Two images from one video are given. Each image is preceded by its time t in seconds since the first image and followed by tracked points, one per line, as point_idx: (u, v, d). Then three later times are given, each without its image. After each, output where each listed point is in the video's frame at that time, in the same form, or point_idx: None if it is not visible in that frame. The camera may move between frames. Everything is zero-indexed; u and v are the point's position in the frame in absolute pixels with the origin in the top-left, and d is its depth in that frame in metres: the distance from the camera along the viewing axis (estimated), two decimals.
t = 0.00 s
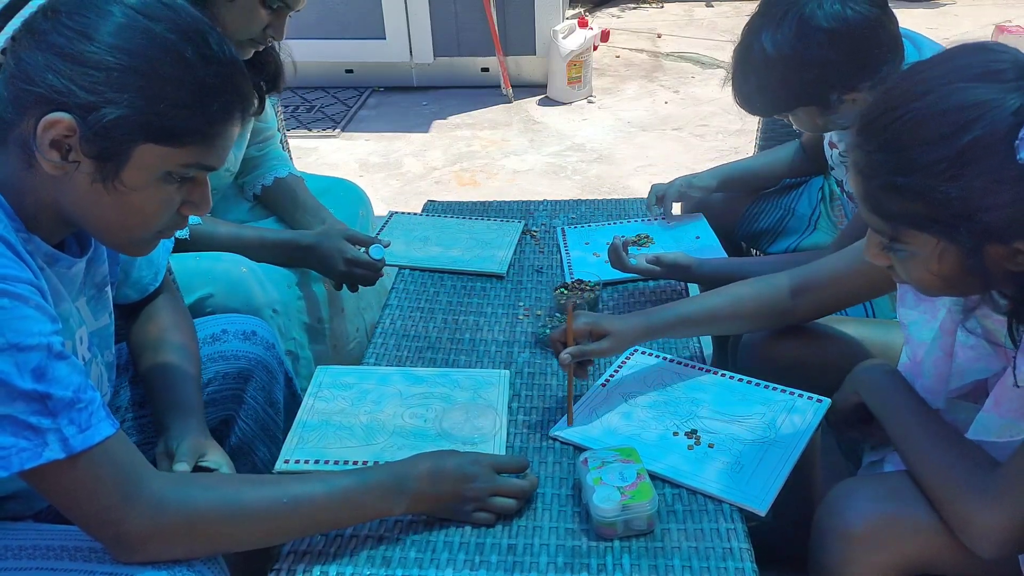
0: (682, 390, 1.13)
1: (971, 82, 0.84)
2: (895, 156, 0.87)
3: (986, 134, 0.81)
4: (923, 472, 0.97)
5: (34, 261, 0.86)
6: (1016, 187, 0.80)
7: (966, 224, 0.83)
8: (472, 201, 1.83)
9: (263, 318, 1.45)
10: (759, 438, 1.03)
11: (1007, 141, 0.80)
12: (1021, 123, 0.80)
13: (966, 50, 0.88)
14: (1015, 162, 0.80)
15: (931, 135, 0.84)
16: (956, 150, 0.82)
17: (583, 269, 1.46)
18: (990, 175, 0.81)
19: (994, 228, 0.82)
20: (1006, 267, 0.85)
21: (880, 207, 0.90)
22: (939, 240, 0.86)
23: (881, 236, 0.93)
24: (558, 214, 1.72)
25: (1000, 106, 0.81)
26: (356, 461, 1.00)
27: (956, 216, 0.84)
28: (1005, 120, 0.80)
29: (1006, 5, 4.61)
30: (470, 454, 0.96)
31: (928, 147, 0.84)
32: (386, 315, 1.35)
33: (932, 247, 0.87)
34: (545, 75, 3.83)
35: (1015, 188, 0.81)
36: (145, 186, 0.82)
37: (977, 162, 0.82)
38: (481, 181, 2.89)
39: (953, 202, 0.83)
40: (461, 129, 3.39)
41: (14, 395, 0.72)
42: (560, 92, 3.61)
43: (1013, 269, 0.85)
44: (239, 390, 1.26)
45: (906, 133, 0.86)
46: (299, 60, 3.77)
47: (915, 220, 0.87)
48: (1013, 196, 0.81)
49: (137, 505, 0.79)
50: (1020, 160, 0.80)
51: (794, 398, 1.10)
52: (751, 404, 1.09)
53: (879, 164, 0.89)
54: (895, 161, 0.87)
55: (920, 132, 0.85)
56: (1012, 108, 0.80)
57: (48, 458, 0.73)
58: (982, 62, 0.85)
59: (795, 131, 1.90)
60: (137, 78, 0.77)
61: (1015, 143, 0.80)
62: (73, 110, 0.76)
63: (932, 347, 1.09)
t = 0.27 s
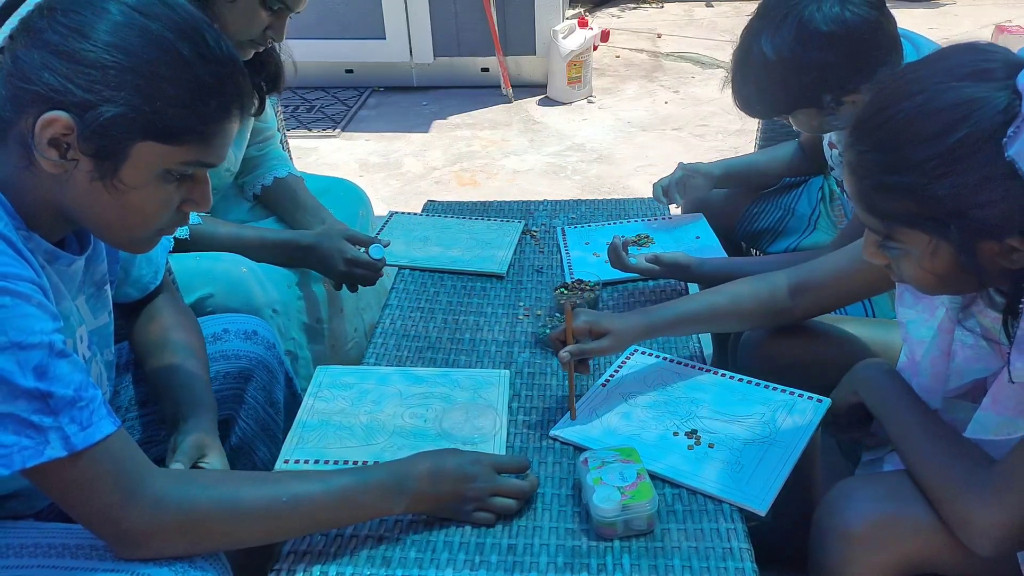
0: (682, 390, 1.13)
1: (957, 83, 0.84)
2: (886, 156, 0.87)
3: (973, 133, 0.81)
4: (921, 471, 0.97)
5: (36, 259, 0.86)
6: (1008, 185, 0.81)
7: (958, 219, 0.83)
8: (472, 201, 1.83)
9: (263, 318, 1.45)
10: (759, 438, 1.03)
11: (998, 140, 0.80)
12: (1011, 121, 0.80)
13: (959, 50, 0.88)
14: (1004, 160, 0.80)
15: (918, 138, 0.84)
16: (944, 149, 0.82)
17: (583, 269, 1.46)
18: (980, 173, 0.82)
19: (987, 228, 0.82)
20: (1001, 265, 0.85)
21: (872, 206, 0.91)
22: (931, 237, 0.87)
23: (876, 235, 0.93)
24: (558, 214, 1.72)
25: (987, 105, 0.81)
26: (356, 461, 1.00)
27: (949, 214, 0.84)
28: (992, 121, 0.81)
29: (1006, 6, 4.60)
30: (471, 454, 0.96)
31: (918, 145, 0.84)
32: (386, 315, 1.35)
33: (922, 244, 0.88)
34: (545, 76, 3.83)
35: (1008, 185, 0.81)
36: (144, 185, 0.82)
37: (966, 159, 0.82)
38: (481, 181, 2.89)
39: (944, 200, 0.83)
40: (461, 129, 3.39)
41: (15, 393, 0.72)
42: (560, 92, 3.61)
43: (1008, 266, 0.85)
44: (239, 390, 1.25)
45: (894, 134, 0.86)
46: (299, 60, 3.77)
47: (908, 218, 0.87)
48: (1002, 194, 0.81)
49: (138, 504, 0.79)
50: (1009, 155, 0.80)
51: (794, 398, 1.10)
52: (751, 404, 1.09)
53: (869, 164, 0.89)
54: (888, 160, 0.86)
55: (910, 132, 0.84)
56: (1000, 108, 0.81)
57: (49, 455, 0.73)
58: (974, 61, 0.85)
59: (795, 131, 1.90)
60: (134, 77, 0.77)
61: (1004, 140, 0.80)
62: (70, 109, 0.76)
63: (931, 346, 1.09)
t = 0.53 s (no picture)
0: (682, 390, 1.13)
1: (952, 79, 0.84)
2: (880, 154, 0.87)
3: (967, 128, 0.81)
4: (921, 470, 0.97)
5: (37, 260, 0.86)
6: (999, 179, 0.80)
7: (952, 214, 0.83)
8: (472, 201, 1.83)
9: (263, 318, 1.45)
10: (759, 438, 1.03)
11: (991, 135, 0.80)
12: (1002, 116, 0.80)
13: (954, 47, 0.88)
14: (995, 155, 0.80)
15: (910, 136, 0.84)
16: (938, 145, 0.83)
17: (582, 269, 1.46)
18: (973, 166, 0.81)
19: (982, 219, 0.82)
20: (999, 258, 0.85)
21: (869, 204, 0.90)
22: (928, 232, 0.86)
23: (874, 231, 0.93)
24: (558, 214, 1.72)
25: (981, 99, 0.81)
26: (356, 461, 1.00)
27: (943, 207, 0.83)
28: (987, 115, 0.80)
29: (1006, 6, 4.60)
30: (471, 454, 0.96)
31: (912, 141, 0.84)
32: (387, 314, 1.35)
33: (920, 239, 0.88)
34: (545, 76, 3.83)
35: (1000, 180, 0.80)
36: (140, 192, 0.82)
37: (960, 154, 0.82)
38: (481, 181, 2.89)
39: (938, 193, 0.83)
40: (461, 129, 3.39)
41: (18, 392, 0.72)
42: (560, 92, 3.61)
43: (1006, 260, 0.85)
44: (239, 390, 1.26)
45: (891, 127, 0.86)
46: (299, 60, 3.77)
47: (905, 213, 0.87)
48: (995, 187, 0.81)
49: (138, 504, 0.79)
50: (1000, 151, 0.79)
51: (794, 398, 1.10)
52: (750, 404, 1.09)
53: (864, 162, 0.89)
54: (885, 158, 0.86)
55: (905, 127, 0.85)
56: (994, 102, 0.81)
57: (50, 454, 0.73)
58: (965, 57, 0.86)
59: (795, 131, 1.90)
60: (128, 87, 0.77)
61: (998, 133, 0.80)
62: (65, 119, 0.76)
63: (933, 342, 1.09)
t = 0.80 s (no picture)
0: (681, 390, 1.13)
1: (950, 73, 0.84)
2: (878, 148, 0.87)
3: (963, 122, 0.82)
4: (921, 468, 0.97)
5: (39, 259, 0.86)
6: (998, 172, 0.81)
7: (949, 207, 0.83)
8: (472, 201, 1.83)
9: (263, 318, 1.45)
10: (759, 437, 1.03)
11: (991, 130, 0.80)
12: (1001, 108, 0.80)
13: (953, 44, 0.88)
14: (992, 147, 0.81)
15: (913, 128, 0.84)
16: (936, 138, 0.82)
17: (582, 269, 1.46)
18: (969, 159, 0.82)
19: (980, 212, 0.82)
20: (1000, 253, 0.86)
21: (868, 198, 0.90)
22: (926, 226, 0.86)
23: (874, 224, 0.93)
24: (557, 214, 1.72)
25: (980, 93, 0.82)
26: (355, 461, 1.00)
27: (937, 202, 0.84)
28: (986, 108, 0.81)
29: (1005, 6, 4.61)
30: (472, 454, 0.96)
31: (912, 135, 0.84)
32: (387, 314, 1.35)
33: (918, 231, 0.87)
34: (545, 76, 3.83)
35: (999, 172, 0.81)
36: (142, 195, 0.82)
37: (955, 147, 0.82)
38: (481, 181, 2.89)
39: (932, 187, 0.83)
40: (461, 129, 3.39)
41: (24, 387, 0.72)
42: (560, 92, 3.61)
43: (1005, 253, 0.85)
44: (238, 391, 1.25)
45: (889, 124, 0.86)
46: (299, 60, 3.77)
47: (902, 208, 0.87)
48: (996, 185, 0.81)
49: (141, 501, 0.79)
50: (998, 143, 0.80)
51: (794, 397, 1.10)
52: (749, 404, 1.09)
53: (863, 158, 0.89)
54: (882, 152, 0.86)
55: (903, 124, 0.85)
56: (991, 96, 0.81)
57: (57, 450, 0.73)
58: (964, 54, 0.86)
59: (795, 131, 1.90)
60: (127, 91, 0.77)
61: (993, 127, 0.81)
62: (63, 120, 0.76)
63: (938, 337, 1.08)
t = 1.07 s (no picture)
0: (681, 390, 1.13)
1: (953, 68, 0.84)
2: (882, 146, 0.87)
3: (964, 117, 0.82)
4: (920, 468, 0.97)
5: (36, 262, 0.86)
6: (1001, 165, 0.81)
7: (954, 200, 0.83)
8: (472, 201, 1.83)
9: (263, 318, 1.45)
10: (758, 438, 1.03)
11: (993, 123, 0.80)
12: (1004, 103, 0.80)
13: (959, 38, 0.88)
14: (996, 140, 0.80)
15: (918, 121, 0.84)
16: (938, 132, 0.83)
17: (582, 269, 1.46)
18: (972, 153, 0.82)
19: (982, 205, 0.82)
20: (1003, 247, 0.85)
21: (871, 191, 0.91)
22: (930, 219, 0.86)
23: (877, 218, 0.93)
24: (557, 214, 1.72)
25: (983, 87, 0.81)
26: (356, 462, 1.00)
27: (945, 193, 0.83)
28: (986, 104, 0.81)
29: (1006, 6, 4.61)
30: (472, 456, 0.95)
31: (914, 130, 0.84)
32: (386, 314, 1.35)
33: (921, 226, 0.87)
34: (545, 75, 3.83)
35: (1002, 165, 0.81)
36: (140, 197, 0.82)
37: (959, 143, 0.82)
38: (481, 181, 2.89)
39: (936, 179, 0.83)
40: (461, 129, 3.39)
41: (20, 391, 0.72)
42: (560, 92, 3.61)
43: (1010, 247, 0.85)
44: (238, 391, 1.26)
45: (893, 117, 0.86)
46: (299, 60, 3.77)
47: (905, 200, 0.87)
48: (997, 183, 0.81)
49: (136, 506, 0.79)
50: (1001, 137, 0.80)
51: (792, 397, 1.10)
52: (749, 404, 1.09)
53: (867, 153, 0.89)
54: (885, 146, 0.87)
55: (907, 117, 0.84)
56: (994, 91, 0.81)
57: (51, 454, 0.73)
58: (969, 48, 0.86)
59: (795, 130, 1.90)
60: (124, 94, 0.77)
61: (998, 120, 0.80)
62: (59, 123, 0.76)
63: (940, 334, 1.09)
